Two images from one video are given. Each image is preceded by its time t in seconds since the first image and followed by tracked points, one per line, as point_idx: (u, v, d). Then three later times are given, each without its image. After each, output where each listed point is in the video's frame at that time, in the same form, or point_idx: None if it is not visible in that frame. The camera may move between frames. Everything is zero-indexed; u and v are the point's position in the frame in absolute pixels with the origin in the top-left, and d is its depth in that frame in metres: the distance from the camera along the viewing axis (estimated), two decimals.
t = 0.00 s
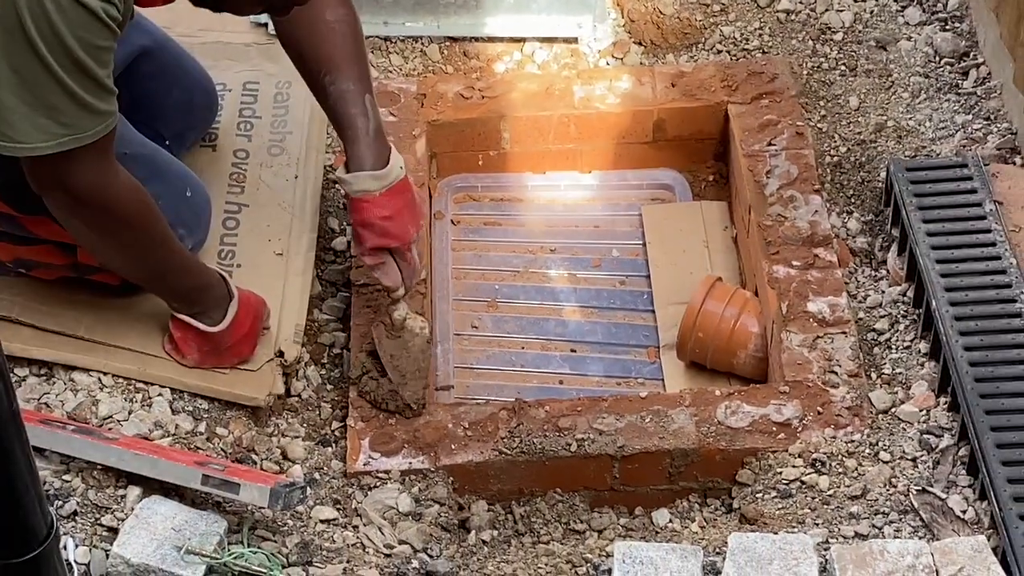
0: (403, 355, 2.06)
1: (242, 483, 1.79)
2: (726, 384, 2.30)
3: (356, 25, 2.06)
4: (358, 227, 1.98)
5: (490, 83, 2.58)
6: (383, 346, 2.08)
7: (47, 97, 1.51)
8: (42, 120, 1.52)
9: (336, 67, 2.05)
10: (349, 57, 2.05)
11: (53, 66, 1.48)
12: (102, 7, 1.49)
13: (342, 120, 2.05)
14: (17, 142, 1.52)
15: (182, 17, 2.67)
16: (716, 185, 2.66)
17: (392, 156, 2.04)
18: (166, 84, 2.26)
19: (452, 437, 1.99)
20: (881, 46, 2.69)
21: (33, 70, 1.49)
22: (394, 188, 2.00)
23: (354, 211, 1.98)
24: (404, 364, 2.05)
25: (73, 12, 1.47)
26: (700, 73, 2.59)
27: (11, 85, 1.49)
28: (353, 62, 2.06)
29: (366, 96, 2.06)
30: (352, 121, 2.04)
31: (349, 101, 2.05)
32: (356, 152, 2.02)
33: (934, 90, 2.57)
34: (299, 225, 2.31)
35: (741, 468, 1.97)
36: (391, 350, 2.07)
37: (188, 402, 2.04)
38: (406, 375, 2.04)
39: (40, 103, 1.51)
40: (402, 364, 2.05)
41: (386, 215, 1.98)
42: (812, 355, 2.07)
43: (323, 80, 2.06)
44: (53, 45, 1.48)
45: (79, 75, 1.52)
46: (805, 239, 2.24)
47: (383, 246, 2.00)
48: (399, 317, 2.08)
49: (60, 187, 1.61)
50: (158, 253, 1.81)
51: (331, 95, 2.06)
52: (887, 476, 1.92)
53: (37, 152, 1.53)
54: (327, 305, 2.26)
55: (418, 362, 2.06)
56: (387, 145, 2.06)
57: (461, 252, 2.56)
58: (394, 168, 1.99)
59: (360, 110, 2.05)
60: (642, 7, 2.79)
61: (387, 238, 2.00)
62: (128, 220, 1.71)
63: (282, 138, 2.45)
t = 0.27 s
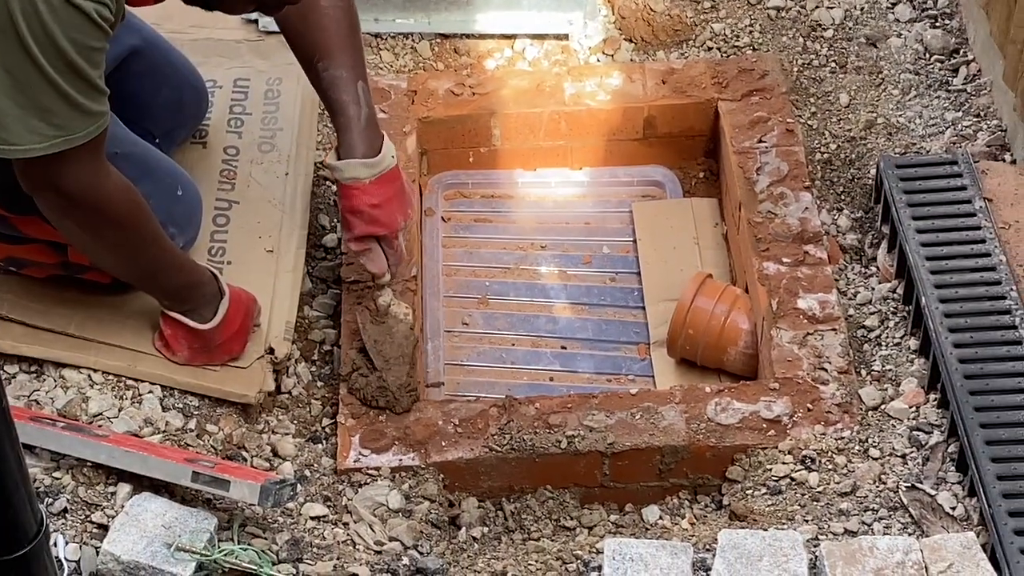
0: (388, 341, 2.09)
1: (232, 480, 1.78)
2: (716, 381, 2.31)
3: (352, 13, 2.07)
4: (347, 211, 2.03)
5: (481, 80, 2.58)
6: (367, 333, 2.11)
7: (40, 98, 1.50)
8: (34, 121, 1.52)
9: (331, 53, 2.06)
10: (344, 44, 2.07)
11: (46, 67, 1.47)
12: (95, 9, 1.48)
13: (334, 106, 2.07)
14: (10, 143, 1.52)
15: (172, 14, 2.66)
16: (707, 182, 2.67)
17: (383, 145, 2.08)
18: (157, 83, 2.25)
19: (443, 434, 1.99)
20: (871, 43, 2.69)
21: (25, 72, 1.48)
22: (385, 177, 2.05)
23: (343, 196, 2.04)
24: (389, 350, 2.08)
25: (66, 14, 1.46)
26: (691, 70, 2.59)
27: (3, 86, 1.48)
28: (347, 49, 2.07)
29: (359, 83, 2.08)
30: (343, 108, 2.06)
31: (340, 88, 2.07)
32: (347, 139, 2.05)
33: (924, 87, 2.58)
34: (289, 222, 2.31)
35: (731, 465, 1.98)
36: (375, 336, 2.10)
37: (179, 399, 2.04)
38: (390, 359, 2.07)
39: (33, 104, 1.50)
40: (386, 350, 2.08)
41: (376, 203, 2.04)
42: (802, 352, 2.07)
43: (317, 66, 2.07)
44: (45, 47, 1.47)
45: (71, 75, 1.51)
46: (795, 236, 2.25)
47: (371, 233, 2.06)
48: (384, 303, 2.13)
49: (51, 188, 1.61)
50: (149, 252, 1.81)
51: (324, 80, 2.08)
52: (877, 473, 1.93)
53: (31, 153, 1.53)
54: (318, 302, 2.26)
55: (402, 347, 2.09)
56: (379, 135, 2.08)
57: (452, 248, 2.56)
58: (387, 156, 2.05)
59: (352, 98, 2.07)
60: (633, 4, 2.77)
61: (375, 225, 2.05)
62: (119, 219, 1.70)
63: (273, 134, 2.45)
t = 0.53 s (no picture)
0: (381, 333, 2.09)
1: (227, 477, 1.78)
2: (711, 378, 2.31)
3: (342, 8, 2.08)
4: (336, 202, 2.04)
5: (476, 77, 2.58)
6: (360, 325, 2.10)
7: (34, 97, 1.50)
8: (29, 119, 1.51)
9: (321, 47, 2.08)
10: (334, 40, 2.08)
11: (39, 65, 1.47)
12: (90, 7, 1.48)
13: (324, 101, 2.08)
14: (5, 141, 1.51)
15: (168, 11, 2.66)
16: (702, 180, 2.67)
17: (370, 136, 2.10)
18: (152, 79, 2.25)
19: (438, 431, 2.00)
20: (867, 41, 2.70)
21: (20, 70, 1.48)
22: (372, 165, 2.07)
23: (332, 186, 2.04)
24: (382, 341, 2.08)
25: (60, 12, 1.46)
26: (686, 67, 2.59)
27: None
28: (337, 45, 2.08)
29: (348, 79, 2.10)
30: (332, 103, 2.07)
31: (330, 83, 2.08)
32: (335, 133, 2.07)
33: (919, 85, 2.58)
34: (284, 219, 2.31)
35: (725, 462, 1.98)
36: (368, 328, 2.09)
37: (174, 396, 2.04)
38: (385, 350, 2.07)
39: (27, 102, 1.50)
40: (380, 341, 2.08)
41: (365, 190, 2.05)
42: (796, 349, 2.08)
43: (307, 62, 2.09)
44: (40, 45, 1.47)
45: (66, 74, 1.51)
46: (790, 234, 2.25)
47: (360, 222, 2.06)
48: (376, 296, 2.12)
49: (46, 185, 1.60)
50: (143, 248, 1.80)
51: (313, 75, 2.09)
52: (871, 471, 1.93)
53: (24, 152, 1.52)
54: (313, 299, 2.26)
55: (396, 337, 2.09)
56: (367, 127, 2.11)
57: (447, 246, 2.56)
58: (374, 145, 2.07)
59: (341, 93, 2.08)
60: (629, 2, 2.78)
61: (365, 214, 2.06)
62: (114, 216, 1.70)
63: (268, 132, 2.45)
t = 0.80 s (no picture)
0: (379, 317, 2.13)
1: (228, 474, 1.78)
2: (711, 377, 2.31)
3: None
4: (335, 187, 2.04)
5: (476, 76, 2.58)
6: (359, 308, 2.15)
7: (38, 93, 1.50)
8: (32, 115, 1.52)
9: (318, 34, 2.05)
10: (332, 27, 2.06)
11: (44, 61, 1.48)
12: (95, 4, 1.49)
13: (322, 87, 2.06)
14: (6, 137, 1.51)
15: (168, 9, 2.66)
16: (702, 179, 2.67)
17: (368, 120, 2.10)
18: (153, 77, 2.24)
19: (438, 429, 2.00)
20: (867, 40, 2.70)
21: (23, 66, 1.48)
22: (372, 151, 2.07)
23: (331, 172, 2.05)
24: (380, 324, 2.13)
25: (66, 8, 1.46)
26: (686, 66, 2.59)
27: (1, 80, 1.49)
28: (334, 31, 2.06)
29: (346, 64, 2.08)
30: (331, 89, 2.05)
31: (328, 69, 2.06)
32: (334, 118, 2.06)
33: (920, 84, 2.58)
34: (285, 217, 2.31)
35: (725, 461, 1.98)
36: (367, 311, 2.14)
37: (175, 393, 2.04)
38: (383, 333, 2.12)
39: (31, 98, 1.51)
40: (379, 324, 2.12)
41: (363, 176, 2.05)
42: (797, 348, 2.08)
43: (304, 47, 2.06)
44: (45, 41, 1.47)
45: (69, 70, 1.51)
46: (790, 233, 2.25)
47: (360, 208, 2.07)
48: (376, 279, 2.17)
49: (47, 182, 1.60)
50: (144, 246, 1.80)
51: (310, 62, 2.07)
52: (872, 470, 1.93)
53: (26, 148, 1.52)
54: (313, 297, 2.26)
55: (395, 320, 2.14)
56: (365, 110, 2.10)
57: (448, 244, 2.56)
58: (372, 131, 2.07)
59: (339, 79, 2.06)
60: (629, 2, 2.79)
61: (364, 199, 2.06)
62: (116, 213, 1.70)
63: (268, 130, 2.45)
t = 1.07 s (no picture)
0: (381, 304, 2.16)
1: (231, 473, 1.78)
2: (714, 376, 2.31)
3: None
4: (335, 178, 2.04)
5: (479, 75, 2.58)
6: (362, 296, 2.17)
7: (47, 87, 1.51)
8: (40, 110, 1.52)
9: (320, 25, 2.04)
10: (334, 18, 2.05)
11: (54, 55, 1.49)
12: None
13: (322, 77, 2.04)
14: (14, 133, 1.51)
15: (172, 8, 2.66)
16: (705, 178, 2.66)
17: (369, 111, 2.07)
18: (156, 75, 2.25)
19: (441, 428, 2.00)
20: (870, 40, 2.69)
21: (33, 60, 1.49)
22: (371, 142, 2.05)
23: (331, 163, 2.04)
24: (383, 311, 2.15)
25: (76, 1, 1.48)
26: (689, 65, 2.59)
27: (10, 75, 1.49)
28: (336, 22, 2.05)
29: (347, 55, 2.06)
30: (331, 79, 2.04)
31: (329, 59, 2.04)
32: (334, 109, 2.04)
33: (923, 84, 2.58)
34: (288, 216, 2.31)
35: (728, 460, 1.98)
36: (369, 299, 2.16)
37: (178, 392, 2.04)
38: (386, 321, 2.14)
39: (39, 93, 1.51)
40: (381, 312, 2.15)
41: (363, 168, 2.04)
42: (800, 348, 2.08)
43: (306, 36, 2.06)
44: (54, 36, 1.49)
45: (77, 65, 1.53)
46: (794, 232, 2.25)
47: (360, 199, 2.07)
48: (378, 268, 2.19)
49: (54, 178, 1.60)
50: (149, 243, 1.80)
51: (313, 52, 2.06)
52: (875, 469, 1.93)
53: (35, 143, 1.52)
54: (316, 296, 2.26)
55: (397, 308, 2.16)
56: (366, 103, 2.07)
57: (451, 243, 2.56)
58: (372, 122, 2.04)
59: (340, 69, 2.04)
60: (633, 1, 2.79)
61: (364, 190, 2.06)
62: (122, 210, 1.70)
63: (272, 129, 2.45)
